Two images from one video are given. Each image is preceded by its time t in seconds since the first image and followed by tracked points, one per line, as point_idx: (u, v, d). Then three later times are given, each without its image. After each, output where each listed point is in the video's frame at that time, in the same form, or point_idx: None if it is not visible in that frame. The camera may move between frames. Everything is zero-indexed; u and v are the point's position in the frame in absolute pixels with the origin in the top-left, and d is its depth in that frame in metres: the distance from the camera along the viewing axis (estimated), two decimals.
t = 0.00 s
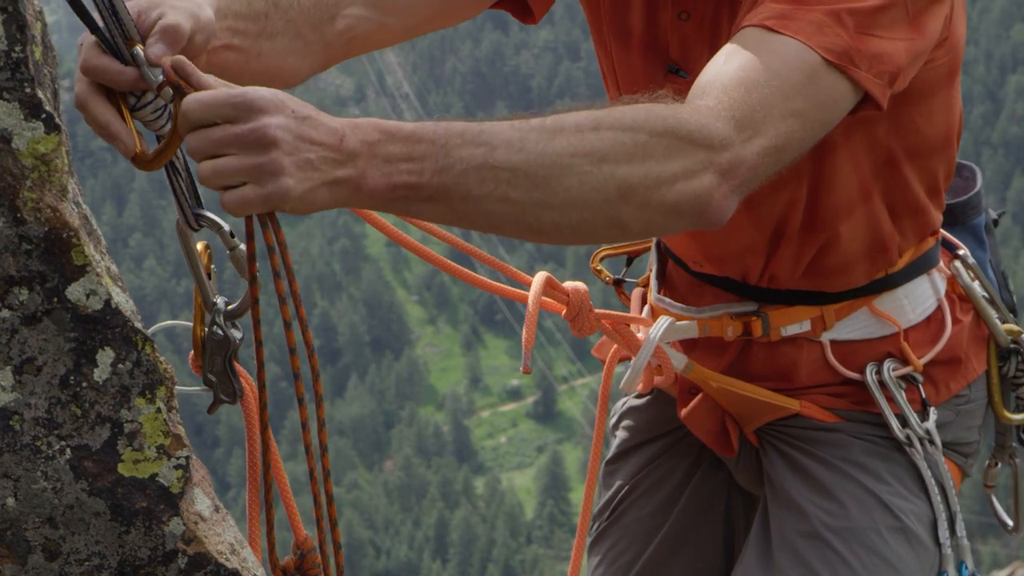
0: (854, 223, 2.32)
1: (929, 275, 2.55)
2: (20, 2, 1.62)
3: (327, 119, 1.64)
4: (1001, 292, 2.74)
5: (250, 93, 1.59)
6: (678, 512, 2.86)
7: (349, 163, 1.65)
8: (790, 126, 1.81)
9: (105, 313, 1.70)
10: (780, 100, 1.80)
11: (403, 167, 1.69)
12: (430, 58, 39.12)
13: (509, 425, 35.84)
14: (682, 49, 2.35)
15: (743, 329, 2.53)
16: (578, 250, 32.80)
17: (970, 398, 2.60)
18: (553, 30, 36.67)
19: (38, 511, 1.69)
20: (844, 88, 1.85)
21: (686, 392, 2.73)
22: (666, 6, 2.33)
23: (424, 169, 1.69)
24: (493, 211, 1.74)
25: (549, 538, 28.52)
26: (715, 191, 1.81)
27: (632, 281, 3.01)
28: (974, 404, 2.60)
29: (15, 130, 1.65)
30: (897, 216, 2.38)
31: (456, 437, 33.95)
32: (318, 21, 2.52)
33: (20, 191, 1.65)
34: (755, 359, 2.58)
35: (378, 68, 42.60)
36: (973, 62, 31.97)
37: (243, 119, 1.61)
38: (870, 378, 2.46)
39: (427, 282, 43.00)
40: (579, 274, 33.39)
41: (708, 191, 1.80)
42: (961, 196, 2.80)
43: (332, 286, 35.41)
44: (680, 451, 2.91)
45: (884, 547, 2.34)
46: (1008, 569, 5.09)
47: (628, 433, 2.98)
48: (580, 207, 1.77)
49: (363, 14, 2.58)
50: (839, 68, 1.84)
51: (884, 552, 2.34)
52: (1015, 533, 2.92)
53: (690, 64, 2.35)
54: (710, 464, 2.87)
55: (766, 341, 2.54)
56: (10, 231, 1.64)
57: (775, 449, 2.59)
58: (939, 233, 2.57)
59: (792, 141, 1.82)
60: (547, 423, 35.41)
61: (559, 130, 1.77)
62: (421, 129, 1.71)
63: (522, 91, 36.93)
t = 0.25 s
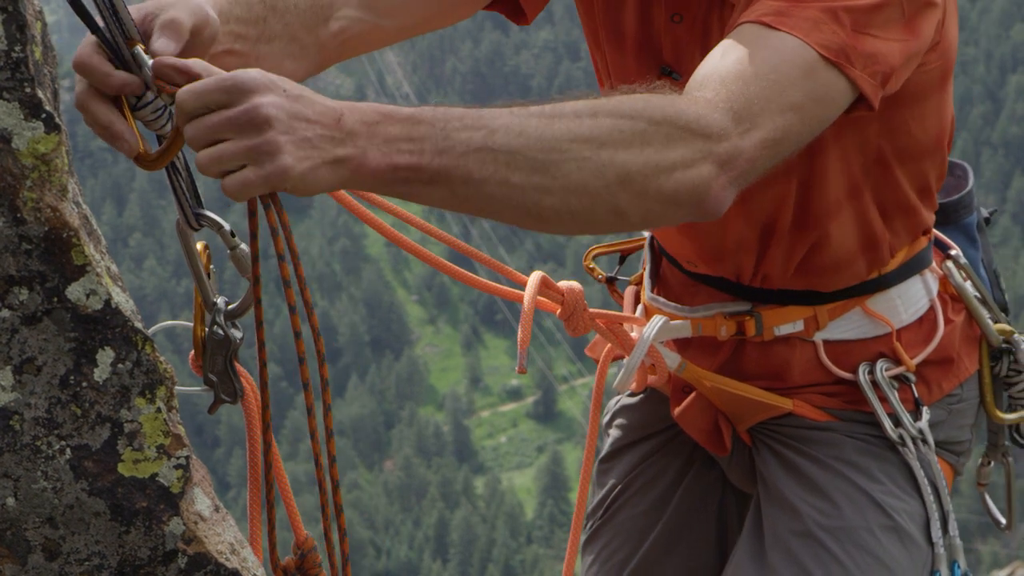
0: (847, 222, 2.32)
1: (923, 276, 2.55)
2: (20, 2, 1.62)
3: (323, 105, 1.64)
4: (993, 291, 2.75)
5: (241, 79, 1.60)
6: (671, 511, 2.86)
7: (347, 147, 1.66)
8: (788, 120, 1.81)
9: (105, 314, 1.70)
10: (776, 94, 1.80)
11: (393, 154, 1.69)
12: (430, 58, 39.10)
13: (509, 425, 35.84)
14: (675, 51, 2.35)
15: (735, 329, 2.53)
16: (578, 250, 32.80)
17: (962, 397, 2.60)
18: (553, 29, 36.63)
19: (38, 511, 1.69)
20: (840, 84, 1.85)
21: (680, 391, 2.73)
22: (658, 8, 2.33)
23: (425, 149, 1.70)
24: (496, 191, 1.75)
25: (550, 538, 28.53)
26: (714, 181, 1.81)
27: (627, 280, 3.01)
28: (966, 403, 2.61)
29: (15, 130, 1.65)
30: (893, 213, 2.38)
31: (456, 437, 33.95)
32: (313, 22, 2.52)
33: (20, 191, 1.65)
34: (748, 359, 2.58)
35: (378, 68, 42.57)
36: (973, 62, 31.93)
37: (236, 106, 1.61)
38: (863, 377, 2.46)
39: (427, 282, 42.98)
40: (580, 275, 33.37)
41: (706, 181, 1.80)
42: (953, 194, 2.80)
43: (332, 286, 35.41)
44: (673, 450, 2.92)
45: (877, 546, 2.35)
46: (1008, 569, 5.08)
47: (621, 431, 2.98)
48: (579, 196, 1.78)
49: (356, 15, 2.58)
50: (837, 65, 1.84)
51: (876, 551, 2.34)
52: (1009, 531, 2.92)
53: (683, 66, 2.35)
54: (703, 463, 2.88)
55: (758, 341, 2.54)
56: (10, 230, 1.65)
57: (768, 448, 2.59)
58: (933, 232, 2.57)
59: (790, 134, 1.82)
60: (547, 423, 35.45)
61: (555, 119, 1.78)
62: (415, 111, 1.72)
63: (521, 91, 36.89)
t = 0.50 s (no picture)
0: (847, 225, 2.32)
1: (922, 277, 2.55)
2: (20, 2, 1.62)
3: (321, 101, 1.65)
4: (990, 290, 2.75)
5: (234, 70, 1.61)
6: (669, 512, 2.87)
7: (344, 146, 1.66)
8: (788, 122, 1.81)
9: (105, 313, 1.70)
10: (776, 95, 1.80)
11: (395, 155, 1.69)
12: (430, 58, 39.06)
13: (509, 425, 35.84)
14: (676, 51, 2.35)
15: (735, 329, 2.53)
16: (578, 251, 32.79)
17: (960, 398, 2.60)
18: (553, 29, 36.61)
19: (38, 512, 1.69)
20: (841, 85, 1.85)
21: (678, 390, 2.73)
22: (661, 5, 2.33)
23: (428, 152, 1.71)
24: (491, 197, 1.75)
25: (549, 538, 28.53)
26: (711, 185, 1.81)
27: (625, 279, 3.01)
28: (964, 404, 2.61)
29: (15, 129, 1.65)
30: (894, 216, 2.38)
31: (456, 437, 33.93)
32: (310, 21, 2.52)
33: (21, 190, 1.65)
34: (748, 359, 2.58)
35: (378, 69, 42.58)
36: (973, 62, 31.89)
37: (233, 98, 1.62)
38: (862, 378, 2.46)
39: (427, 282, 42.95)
40: (579, 275, 33.34)
41: (704, 185, 1.80)
42: (951, 195, 2.80)
43: (332, 286, 35.40)
44: (671, 449, 2.92)
45: (877, 547, 2.35)
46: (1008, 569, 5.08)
47: (619, 431, 2.98)
48: (575, 201, 1.78)
49: (354, 11, 2.58)
50: (840, 68, 1.84)
51: (876, 551, 2.34)
52: (1006, 531, 2.93)
53: (684, 67, 2.35)
54: (702, 462, 2.88)
55: (758, 340, 2.54)
56: (10, 230, 1.64)
57: (766, 447, 2.60)
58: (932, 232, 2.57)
59: (790, 137, 1.82)
60: (547, 423, 35.55)
61: (552, 127, 1.77)
62: (415, 116, 1.72)
63: (521, 91, 36.85)
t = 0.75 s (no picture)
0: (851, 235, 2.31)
1: (924, 279, 2.55)
2: (21, 3, 1.62)
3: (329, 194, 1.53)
4: (992, 293, 2.76)
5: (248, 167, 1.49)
6: (670, 512, 2.87)
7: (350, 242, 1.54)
8: (783, 152, 1.72)
9: (105, 314, 1.70)
10: (773, 133, 1.71)
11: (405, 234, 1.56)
12: (430, 58, 39.08)
13: (509, 425, 35.86)
14: (683, 54, 2.35)
15: (737, 329, 2.52)
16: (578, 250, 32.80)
17: (962, 399, 2.60)
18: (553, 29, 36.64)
19: (38, 511, 1.69)
20: (840, 107, 1.79)
21: (680, 389, 2.74)
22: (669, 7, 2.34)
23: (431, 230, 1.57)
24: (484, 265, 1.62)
25: (549, 537, 28.61)
26: (707, 227, 1.70)
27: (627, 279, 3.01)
28: (966, 404, 2.61)
29: (15, 129, 1.65)
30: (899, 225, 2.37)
31: (456, 437, 33.95)
32: (313, 20, 2.52)
33: (21, 191, 1.65)
34: (750, 359, 2.58)
35: (378, 68, 42.62)
36: (974, 62, 31.90)
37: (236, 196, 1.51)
38: (864, 379, 2.46)
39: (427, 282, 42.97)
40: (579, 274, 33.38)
41: (700, 228, 1.69)
42: (953, 197, 2.81)
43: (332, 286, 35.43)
44: (672, 450, 2.92)
45: (878, 547, 2.35)
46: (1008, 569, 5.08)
47: (621, 431, 2.98)
48: (564, 257, 1.65)
49: (358, 8, 2.58)
50: (839, 93, 1.78)
51: (876, 550, 2.34)
52: (1005, 533, 2.93)
53: (692, 70, 2.36)
54: (703, 462, 2.89)
55: (760, 341, 2.54)
56: (11, 230, 1.64)
57: (767, 448, 2.59)
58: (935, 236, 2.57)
59: (784, 169, 1.73)
60: (547, 423, 35.77)
61: (553, 180, 1.64)
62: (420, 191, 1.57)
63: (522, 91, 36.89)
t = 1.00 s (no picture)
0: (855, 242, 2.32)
1: (927, 280, 2.55)
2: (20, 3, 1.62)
3: (333, 275, 1.69)
4: (996, 295, 2.76)
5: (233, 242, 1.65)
6: (674, 512, 2.87)
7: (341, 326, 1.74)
8: (789, 183, 1.86)
9: (105, 314, 1.70)
10: (775, 170, 1.84)
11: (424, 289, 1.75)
12: (430, 58, 39.03)
13: (509, 425, 35.88)
14: (688, 57, 2.37)
15: (741, 330, 2.52)
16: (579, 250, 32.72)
17: (966, 400, 2.60)
18: (554, 29, 36.57)
19: (39, 512, 1.69)
20: (842, 134, 1.91)
21: (683, 389, 2.74)
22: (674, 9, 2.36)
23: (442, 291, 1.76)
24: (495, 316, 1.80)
25: (549, 538, 28.57)
26: (709, 263, 1.87)
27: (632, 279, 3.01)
28: (969, 406, 2.61)
29: (15, 130, 1.65)
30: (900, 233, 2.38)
31: (456, 438, 33.91)
32: (309, 13, 2.55)
33: (21, 191, 1.65)
34: (753, 360, 2.58)
35: (377, 69, 42.59)
36: (974, 62, 31.88)
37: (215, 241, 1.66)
38: (868, 380, 2.46)
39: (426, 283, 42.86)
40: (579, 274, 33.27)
41: (702, 265, 1.86)
42: (957, 198, 2.80)
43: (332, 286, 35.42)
44: (675, 450, 2.92)
45: (882, 548, 2.35)
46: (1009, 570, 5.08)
47: (624, 432, 2.98)
48: (578, 302, 1.83)
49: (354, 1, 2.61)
50: (843, 118, 1.90)
51: (880, 552, 2.34)
52: (1009, 535, 2.93)
53: (695, 73, 2.38)
54: (706, 462, 2.89)
55: (763, 342, 2.54)
56: (10, 231, 1.64)
57: (771, 449, 2.59)
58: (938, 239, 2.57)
59: (783, 202, 1.88)
60: (547, 423, 35.69)
61: (562, 237, 1.80)
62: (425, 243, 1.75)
63: (522, 91, 36.82)
